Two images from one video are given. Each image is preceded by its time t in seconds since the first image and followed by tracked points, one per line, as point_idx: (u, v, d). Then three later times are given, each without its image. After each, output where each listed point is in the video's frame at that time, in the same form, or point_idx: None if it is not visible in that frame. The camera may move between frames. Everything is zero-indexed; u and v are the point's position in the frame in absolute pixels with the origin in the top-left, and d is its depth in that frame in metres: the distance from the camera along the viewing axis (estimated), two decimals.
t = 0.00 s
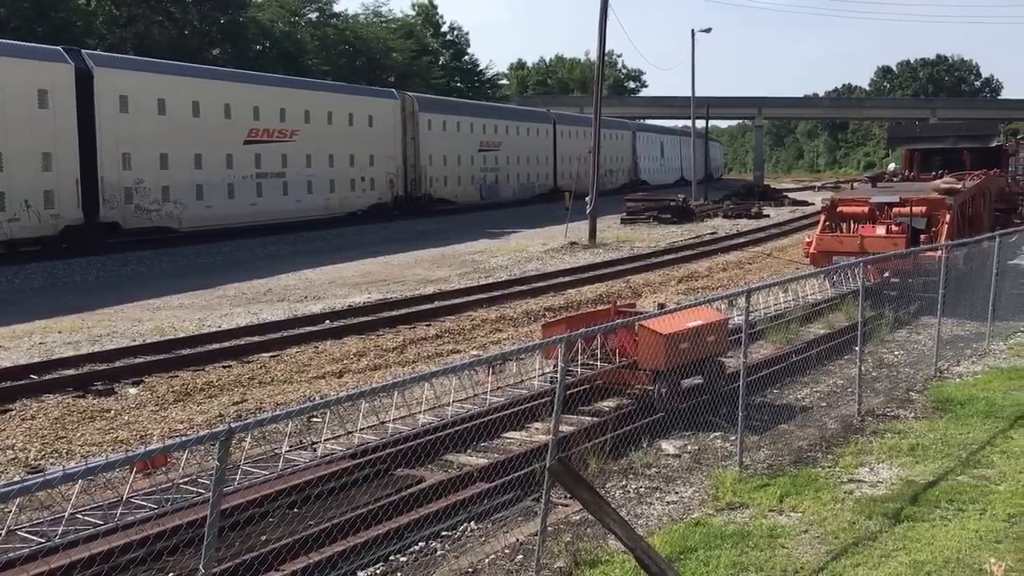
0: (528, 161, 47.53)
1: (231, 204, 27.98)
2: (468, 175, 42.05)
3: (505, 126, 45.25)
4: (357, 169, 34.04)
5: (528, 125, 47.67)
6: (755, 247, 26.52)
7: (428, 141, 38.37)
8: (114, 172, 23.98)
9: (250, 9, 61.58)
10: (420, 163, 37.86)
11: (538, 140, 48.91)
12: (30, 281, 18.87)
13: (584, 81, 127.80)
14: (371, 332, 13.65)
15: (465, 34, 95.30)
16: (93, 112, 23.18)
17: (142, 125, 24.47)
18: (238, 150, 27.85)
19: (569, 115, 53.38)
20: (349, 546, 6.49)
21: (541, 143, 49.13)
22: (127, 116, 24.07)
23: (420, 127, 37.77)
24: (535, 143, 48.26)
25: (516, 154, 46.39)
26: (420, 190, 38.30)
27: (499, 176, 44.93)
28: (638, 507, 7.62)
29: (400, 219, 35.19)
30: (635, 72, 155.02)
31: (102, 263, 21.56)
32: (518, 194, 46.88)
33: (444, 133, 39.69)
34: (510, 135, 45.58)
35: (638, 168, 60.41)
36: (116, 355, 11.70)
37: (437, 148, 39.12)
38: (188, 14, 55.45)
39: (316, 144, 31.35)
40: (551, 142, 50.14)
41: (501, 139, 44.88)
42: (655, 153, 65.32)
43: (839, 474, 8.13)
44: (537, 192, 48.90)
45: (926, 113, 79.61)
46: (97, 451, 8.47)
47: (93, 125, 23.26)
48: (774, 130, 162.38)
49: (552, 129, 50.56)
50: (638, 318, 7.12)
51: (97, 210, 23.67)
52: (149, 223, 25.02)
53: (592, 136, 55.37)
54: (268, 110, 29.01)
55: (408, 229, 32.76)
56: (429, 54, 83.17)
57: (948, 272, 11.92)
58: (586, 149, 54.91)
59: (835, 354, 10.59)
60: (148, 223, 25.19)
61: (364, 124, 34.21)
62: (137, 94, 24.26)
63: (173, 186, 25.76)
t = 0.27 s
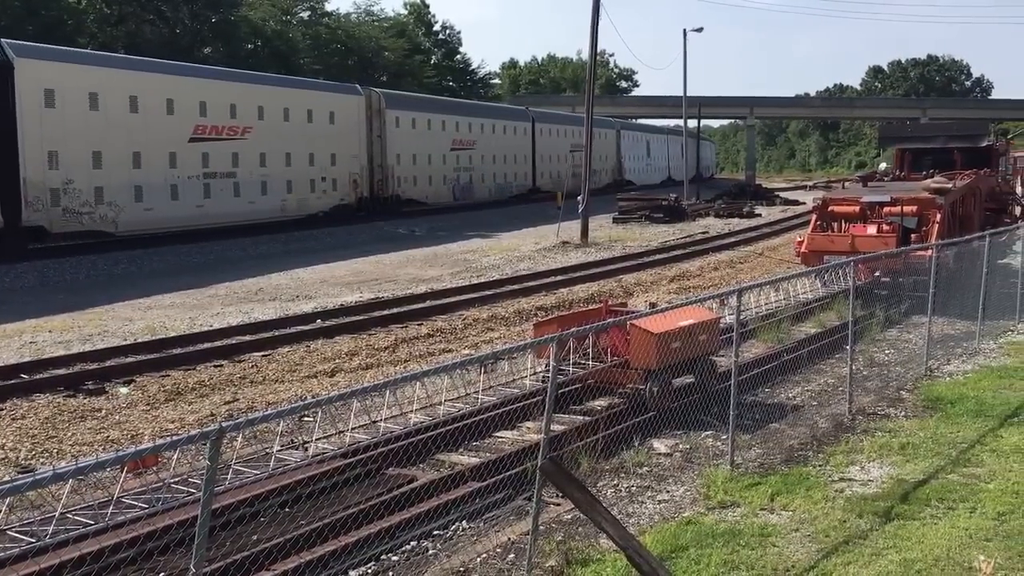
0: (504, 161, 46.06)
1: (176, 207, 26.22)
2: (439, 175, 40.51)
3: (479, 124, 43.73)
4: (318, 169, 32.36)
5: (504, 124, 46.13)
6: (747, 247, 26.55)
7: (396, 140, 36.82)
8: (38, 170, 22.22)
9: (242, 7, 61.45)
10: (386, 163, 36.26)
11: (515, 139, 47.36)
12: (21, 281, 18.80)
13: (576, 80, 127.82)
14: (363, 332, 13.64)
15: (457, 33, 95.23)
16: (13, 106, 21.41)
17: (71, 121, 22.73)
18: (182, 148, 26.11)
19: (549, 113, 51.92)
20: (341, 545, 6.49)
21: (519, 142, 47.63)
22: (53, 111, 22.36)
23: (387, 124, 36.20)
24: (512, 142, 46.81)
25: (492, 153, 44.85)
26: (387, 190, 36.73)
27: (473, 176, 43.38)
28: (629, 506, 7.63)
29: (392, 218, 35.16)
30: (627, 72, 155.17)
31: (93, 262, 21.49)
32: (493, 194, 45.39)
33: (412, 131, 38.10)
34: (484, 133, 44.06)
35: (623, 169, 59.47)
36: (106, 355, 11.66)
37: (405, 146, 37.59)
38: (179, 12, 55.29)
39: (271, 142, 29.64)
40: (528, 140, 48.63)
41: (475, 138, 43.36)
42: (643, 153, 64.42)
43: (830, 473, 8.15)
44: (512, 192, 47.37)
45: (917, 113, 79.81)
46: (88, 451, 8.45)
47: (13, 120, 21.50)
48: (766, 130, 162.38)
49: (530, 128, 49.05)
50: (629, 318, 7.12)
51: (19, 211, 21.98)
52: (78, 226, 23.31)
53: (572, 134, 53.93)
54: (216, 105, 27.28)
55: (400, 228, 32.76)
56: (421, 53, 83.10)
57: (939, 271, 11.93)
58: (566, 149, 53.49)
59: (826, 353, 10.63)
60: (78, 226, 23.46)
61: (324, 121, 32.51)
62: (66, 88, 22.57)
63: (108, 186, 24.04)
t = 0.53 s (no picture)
0: (479, 160, 44.22)
1: (113, 209, 24.40)
2: (410, 175, 38.68)
3: (452, 121, 41.85)
4: (275, 169, 30.62)
5: (479, 121, 44.28)
6: (737, 246, 26.58)
7: (361, 137, 34.92)
8: None
9: (233, 6, 61.30)
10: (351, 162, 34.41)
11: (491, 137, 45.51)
12: (10, 280, 18.72)
13: (568, 79, 127.83)
14: (354, 331, 13.61)
15: (448, 32, 95.15)
16: None
17: (40, 119, 22.07)
18: (119, 146, 24.28)
19: (528, 110, 50.08)
20: (331, 544, 6.48)
21: (495, 140, 45.82)
22: None
23: (352, 122, 34.32)
24: (488, 141, 45.12)
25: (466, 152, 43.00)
26: (353, 191, 34.90)
27: (446, 176, 41.52)
28: (620, 505, 7.63)
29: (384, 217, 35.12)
30: (618, 71, 155.29)
31: (83, 261, 21.40)
32: (468, 194, 43.58)
33: (380, 128, 36.19)
34: (458, 131, 42.20)
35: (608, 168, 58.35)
36: (95, 354, 11.61)
37: (372, 145, 35.68)
38: (169, 11, 55.12)
39: (220, 140, 27.76)
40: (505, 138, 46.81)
41: (449, 136, 41.49)
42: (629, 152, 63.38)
43: (821, 471, 8.17)
44: (488, 192, 45.53)
45: (907, 113, 80.05)
46: (77, 450, 8.42)
47: None
48: (758, 129, 162.55)
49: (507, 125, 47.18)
50: (620, 316, 7.11)
51: None
52: None
53: (553, 131, 52.14)
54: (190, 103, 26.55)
55: (391, 227, 32.70)
56: (413, 52, 83.00)
57: (929, 271, 11.95)
58: (546, 147, 51.71)
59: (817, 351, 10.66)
60: None
61: (281, 117, 30.52)
62: None
63: (33, 187, 22.16)
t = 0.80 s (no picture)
0: (452, 160, 42.65)
1: (41, 212, 22.48)
2: (378, 176, 37.11)
3: (424, 120, 40.23)
4: (229, 170, 28.90)
5: (452, 120, 42.70)
6: (728, 247, 26.62)
7: (325, 136, 33.29)
8: None
9: (223, 5, 61.17)
10: (313, 162, 32.81)
11: (465, 136, 43.92)
12: None
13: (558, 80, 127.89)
14: (343, 331, 13.59)
15: (439, 33, 95.13)
16: None
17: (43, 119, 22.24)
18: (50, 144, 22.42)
19: (505, 109, 48.55)
20: (321, 545, 6.47)
21: (469, 140, 44.27)
22: None
23: (314, 119, 32.69)
24: (462, 141, 43.57)
25: (438, 152, 41.43)
26: (314, 192, 33.30)
27: (417, 176, 39.96)
28: (610, 505, 7.63)
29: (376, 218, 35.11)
30: (609, 72, 155.38)
31: (71, 261, 21.31)
32: (439, 196, 42.03)
33: (346, 127, 34.59)
34: (430, 130, 40.60)
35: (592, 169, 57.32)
36: (83, 354, 11.55)
37: (336, 144, 34.05)
38: (159, 10, 54.96)
39: (169, 139, 26.12)
40: (480, 138, 45.25)
41: (420, 135, 39.91)
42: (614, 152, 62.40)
43: (811, 472, 8.18)
44: (461, 194, 43.95)
45: (896, 114, 80.29)
46: (64, 451, 8.37)
47: None
48: (748, 130, 162.67)
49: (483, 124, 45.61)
50: (610, 317, 7.10)
51: None
52: None
53: (531, 131, 50.64)
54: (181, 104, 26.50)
55: (382, 228, 32.66)
56: (403, 52, 82.95)
57: (918, 272, 11.98)
58: (523, 147, 50.21)
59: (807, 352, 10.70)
60: None
61: (238, 116, 28.86)
62: None
63: None
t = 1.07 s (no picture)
0: (420, 161, 40.89)
1: None
2: (339, 178, 35.30)
3: (391, 120, 38.47)
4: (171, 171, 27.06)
5: (421, 119, 40.84)
6: (714, 249, 26.71)
7: (281, 135, 31.38)
8: None
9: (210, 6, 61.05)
10: (267, 163, 30.93)
11: (435, 136, 42.16)
12: None
13: (546, 82, 128.08)
14: (330, 333, 13.57)
15: (427, 34, 95.11)
16: None
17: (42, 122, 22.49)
18: None
19: (477, 108, 46.85)
20: (307, 546, 6.46)
21: (439, 140, 42.49)
22: None
23: (269, 118, 30.78)
24: (431, 141, 41.83)
25: (405, 153, 39.63)
26: (269, 194, 31.40)
27: (381, 178, 38.17)
28: (596, 506, 7.65)
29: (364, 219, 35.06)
30: (596, 74, 155.69)
31: (56, 261, 21.22)
32: (405, 199, 40.25)
33: (304, 126, 32.71)
34: (396, 130, 38.78)
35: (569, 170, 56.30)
36: (69, 355, 11.52)
37: (294, 144, 32.13)
38: (145, 10, 54.80)
39: (102, 138, 24.27)
40: (450, 139, 43.50)
41: (385, 135, 38.08)
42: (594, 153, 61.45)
43: (795, 473, 8.22)
44: (429, 197, 42.17)
45: (881, 117, 80.70)
46: (48, 453, 8.34)
47: None
48: (735, 133, 163.14)
49: (454, 124, 43.80)
50: (596, 319, 7.10)
51: None
52: None
53: (504, 131, 48.99)
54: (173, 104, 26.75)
55: (370, 229, 32.63)
56: (390, 53, 82.92)
57: (902, 273, 12.05)
58: (496, 148, 48.59)
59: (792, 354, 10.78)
60: None
61: (180, 112, 27.03)
62: None
63: None
